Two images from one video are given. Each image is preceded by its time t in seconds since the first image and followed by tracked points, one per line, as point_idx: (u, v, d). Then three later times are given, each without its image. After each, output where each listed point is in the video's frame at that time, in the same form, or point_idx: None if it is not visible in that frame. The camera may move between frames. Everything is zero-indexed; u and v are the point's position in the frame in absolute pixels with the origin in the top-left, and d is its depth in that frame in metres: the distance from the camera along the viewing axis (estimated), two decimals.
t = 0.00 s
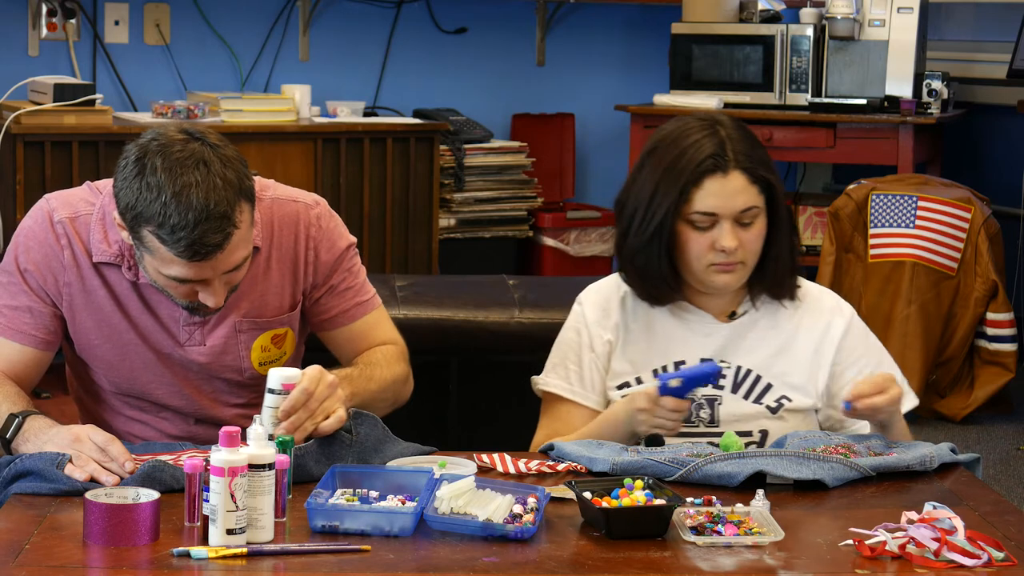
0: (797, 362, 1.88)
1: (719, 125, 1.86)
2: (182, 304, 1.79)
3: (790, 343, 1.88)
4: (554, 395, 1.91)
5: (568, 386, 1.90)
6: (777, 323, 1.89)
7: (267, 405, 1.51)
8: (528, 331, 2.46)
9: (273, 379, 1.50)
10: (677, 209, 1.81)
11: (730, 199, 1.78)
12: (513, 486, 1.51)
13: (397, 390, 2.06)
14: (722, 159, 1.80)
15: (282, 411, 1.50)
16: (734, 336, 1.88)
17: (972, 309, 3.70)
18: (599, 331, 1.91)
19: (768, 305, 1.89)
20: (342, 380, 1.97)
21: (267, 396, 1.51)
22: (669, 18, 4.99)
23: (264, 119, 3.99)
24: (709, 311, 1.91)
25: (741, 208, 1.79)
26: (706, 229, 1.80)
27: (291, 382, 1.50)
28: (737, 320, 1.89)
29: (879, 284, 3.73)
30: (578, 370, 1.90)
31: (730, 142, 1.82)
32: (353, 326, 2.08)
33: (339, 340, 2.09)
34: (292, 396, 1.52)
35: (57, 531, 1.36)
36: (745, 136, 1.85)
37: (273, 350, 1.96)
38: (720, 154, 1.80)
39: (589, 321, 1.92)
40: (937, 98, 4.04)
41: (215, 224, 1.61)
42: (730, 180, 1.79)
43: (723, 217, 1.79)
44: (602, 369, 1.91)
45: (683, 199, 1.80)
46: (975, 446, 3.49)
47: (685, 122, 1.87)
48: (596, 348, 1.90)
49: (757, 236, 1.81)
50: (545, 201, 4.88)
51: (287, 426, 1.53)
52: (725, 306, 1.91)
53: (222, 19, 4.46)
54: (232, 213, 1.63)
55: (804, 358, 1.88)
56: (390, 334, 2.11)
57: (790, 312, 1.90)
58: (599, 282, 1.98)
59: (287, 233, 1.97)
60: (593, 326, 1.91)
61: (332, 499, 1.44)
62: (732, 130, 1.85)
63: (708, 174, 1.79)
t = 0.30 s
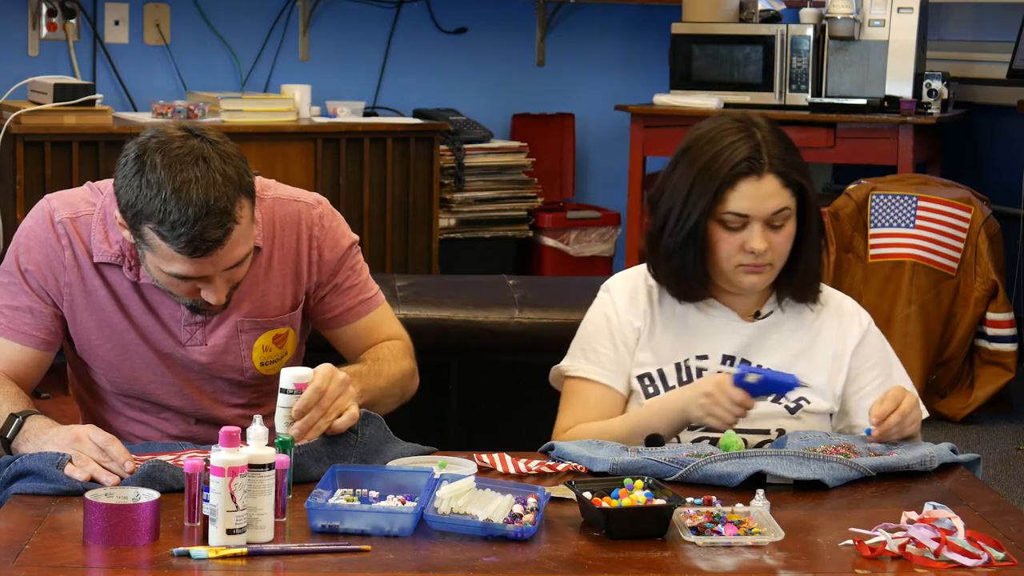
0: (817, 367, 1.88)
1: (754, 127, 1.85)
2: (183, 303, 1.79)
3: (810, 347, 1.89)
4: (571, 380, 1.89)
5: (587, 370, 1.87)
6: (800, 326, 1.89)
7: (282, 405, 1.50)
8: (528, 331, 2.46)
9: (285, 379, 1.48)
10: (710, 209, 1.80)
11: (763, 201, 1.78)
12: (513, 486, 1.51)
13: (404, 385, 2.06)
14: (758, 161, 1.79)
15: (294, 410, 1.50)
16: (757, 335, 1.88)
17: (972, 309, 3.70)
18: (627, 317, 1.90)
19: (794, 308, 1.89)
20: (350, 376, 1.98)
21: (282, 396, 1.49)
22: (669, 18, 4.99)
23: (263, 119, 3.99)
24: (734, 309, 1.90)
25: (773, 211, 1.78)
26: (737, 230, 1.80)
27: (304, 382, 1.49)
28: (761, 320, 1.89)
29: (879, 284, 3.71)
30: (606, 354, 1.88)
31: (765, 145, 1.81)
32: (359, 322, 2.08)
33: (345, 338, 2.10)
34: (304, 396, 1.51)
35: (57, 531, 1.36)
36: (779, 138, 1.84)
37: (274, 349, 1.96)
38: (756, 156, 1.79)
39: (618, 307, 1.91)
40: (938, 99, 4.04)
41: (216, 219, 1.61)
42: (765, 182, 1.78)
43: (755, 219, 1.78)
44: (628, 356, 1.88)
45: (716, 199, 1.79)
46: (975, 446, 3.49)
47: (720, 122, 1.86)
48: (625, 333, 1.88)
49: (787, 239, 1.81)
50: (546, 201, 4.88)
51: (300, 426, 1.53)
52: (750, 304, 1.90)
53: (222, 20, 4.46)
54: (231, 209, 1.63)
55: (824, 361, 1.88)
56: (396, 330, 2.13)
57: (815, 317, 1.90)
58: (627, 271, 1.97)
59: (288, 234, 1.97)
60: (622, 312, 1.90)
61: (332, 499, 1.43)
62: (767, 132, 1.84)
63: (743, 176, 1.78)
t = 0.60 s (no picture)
0: (826, 370, 1.88)
1: (776, 127, 1.84)
2: (183, 300, 1.79)
3: (821, 349, 1.89)
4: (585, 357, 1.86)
5: (603, 346, 1.85)
6: (813, 328, 1.90)
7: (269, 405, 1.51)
8: (527, 331, 2.46)
9: (273, 380, 1.50)
10: (732, 208, 1.79)
11: (786, 202, 1.78)
12: (513, 486, 1.51)
13: (398, 392, 2.07)
14: (783, 162, 1.79)
15: (282, 411, 1.51)
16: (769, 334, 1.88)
17: (972, 309, 3.70)
18: (649, 306, 1.89)
19: (806, 309, 1.90)
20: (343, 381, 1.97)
21: (268, 396, 1.51)
22: (669, 18, 4.99)
23: (263, 119, 3.99)
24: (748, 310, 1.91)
25: (794, 213, 1.78)
26: (757, 230, 1.79)
27: (292, 383, 1.51)
28: (776, 321, 1.90)
29: (879, 284, 3.71)
30: (627, 337, 1.86)
31: (789, 147, 1.81)
32: (353, 326, 2.08)
33: (338, 342, 2.09)
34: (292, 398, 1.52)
35: (57, 531, 1.36)
36: (801, 140, 1.84)
37: (274, 350, 1.96)
38: (781, 157, 1.79)
39: (640, 294, 1.90)
40: (937, 99, 4.04)
41: (215, 215, 1.61)
42: (788, 184, 1.78)
43: (776, 220, 1.78)
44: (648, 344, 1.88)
45: (738, 198, 1.79)
46: (975, 446, 3.49)
47: (742, 122, 1.86)
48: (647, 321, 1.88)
49: (805, 241, 1.81)
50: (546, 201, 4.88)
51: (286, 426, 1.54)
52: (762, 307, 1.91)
53: (222, 20, 4.46)
54: (231, 205, 1.63)
55: (832, 363, 1.89)
56: (391, 336, 2.12)
57: (827, 320, 1.91)
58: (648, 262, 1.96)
59: (288, 234, 1.97)
60: (644, 299, 1.89)
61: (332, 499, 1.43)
62: (789, 134, 1.84)
63: (767, 176, 1.78)
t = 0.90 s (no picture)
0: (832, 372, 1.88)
1: (788, 129, 1.83)
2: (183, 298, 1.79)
3: (826, 350, 1.89)
4: (591, 330, 1.85)
5: (607, 320, 1.84)
6: (819, 329, 1.90)
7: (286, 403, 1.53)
8: (527, 331, 2.46)
9: (291, 378, 1.51)
10: (742, 210, 1.78)
11: (796, 205, 1.77)
12: (513, 486, 1.51)
13: (405, 385, 2.07)
14: (795, 164, 1.78)
15: (299, 409, 1.52)
16: (775, 335, 1.88)
17: (972, 309, 3.70)
18: (658, 294, 1.89)
19: (812, 311, 1.90)
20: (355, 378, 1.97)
21: (286, 394, 1.52)
22: (669, 18, 4.99)
23: (263, 119, 3.99)
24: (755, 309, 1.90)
25: (804, 216, 1.77)
26: (766, 232, 1.79)
27: (308, 382, 1.52)
28: (781, 321, 1.89)
29: (879, 284, 3.70)
30: (634, 314, 1.85)
31: (802, 149, 1.80)
32: (356, 324, 2.08)
33: (344, 339, 2.10)
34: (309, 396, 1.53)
35: (57, 532, 1.36)
36: (813, 142, 1.83)
37: (275, 349, 1.96)
38: (792, 159, 1.78)
39: (651, 282, 1.90)
40: (937, 99, 4.04)
41: (216, 213, 1.61)
42: (799, 186, 1.77)
43: (785, 222, 1.78)
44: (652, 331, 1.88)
45: (749, 200, 1.78)
46: (975, 446, 3.49)
47: (755, 123, 1.84)
48: (654, 307, 1.88)
49: (813, 243, 1.80)
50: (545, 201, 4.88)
51: (304, 425, 1.56)
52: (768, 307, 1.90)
53: (222, 20, 4.46)
54: (232, 203, 1.63)
55: (837, 364, 1.89)
56: (395, 330, 2.13)
57: (833, 322, 1.91)
58: (659, 254, 1.98)
59: (290, 234, 1.97)
60: (654, 287, 1.89)
61: (332, 499, 1.43)
62: (801, 135, 1.82)
63: (778, 178, 1.77)
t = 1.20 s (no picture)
0: (834, 373, 1.88)
1: (794, 131, 1.83)
2: (189, 288, 1.79)
3: (828, 352, 1.90)
4: (592, 326, 1.85)
5: (609, 317, 1.84)
6: (822, 331, 1.90)
7: (298, 387, 1.56)
8: (527, 331, 2.46)
9: (304, 362, 1.56)
10: (746, 212, 1.79)
11: (801, 208, 1.77)
12: (513, 486, 1.51)
13: (401, 386, 2.08)
14: (800, 167, 1.77)
15: (310, 393, 1.56)
16: (777, 336, 1.88)
17: (972, 309, 3.70)
18: (661, 294, 1.89)
19: (814, 313, 1.91)
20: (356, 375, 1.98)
21: (298, 378, 1.56)
22: (669, 18, 4.99)
23: (263, 119, 3.99)
24: (757, 310, 1.90)
25: (808, 219, 1.77)
26: (770, 234, 1.79)
27: (322, 368, 1.56)
28: (783, 323, 1.89)
29: (879, 284, 3.70)
30: (636, 313, 1.85)
31: (807, 152, 1.79)
32: (352, 326, 2.09)
33: (343, 340, 2.10)
34: (324, 384, 1.57)
35: (57, 532, 1.36)
36: (819, 144, 1.82)
37: (278, 348, 1.95)
38: (798, 162, 1.77)
39: (654, 280, 1.90)
40: (938, 99, 4.04)
41: (225, 199, 1.61)
42: (804, 189, 1.77)
43: (789, 225, 1.78)
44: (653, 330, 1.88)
45: (753, 203, 1.78)
46: (975, 446, 3.49)
47: (761, 124, 1.84)
48: (656, 306, 1.88)
49: (817, 246, 1.80)
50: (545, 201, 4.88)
51: (315, 412, 1.59)
52: (770, 308, 1.91)
53: (223, 20, 4.46)
54: (241, 191, 1.64)
55: (838, 366, 1.89)
56: (393, 332, 2.14)
57: (835, 325, 1.91)
58: (662, 254, 1.97)
59: (296, 232, 1.98)
60: (657, 286, 1.89)
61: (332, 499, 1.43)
62: (807, 138, 1.82)
63: (782, 181, 1.77)
